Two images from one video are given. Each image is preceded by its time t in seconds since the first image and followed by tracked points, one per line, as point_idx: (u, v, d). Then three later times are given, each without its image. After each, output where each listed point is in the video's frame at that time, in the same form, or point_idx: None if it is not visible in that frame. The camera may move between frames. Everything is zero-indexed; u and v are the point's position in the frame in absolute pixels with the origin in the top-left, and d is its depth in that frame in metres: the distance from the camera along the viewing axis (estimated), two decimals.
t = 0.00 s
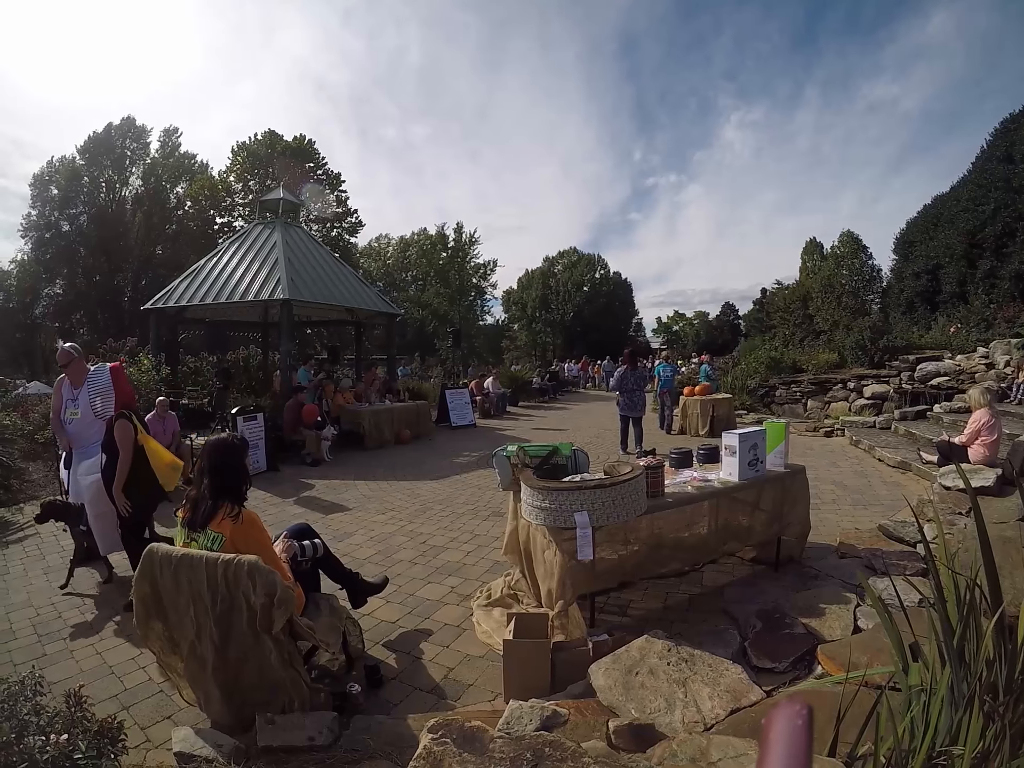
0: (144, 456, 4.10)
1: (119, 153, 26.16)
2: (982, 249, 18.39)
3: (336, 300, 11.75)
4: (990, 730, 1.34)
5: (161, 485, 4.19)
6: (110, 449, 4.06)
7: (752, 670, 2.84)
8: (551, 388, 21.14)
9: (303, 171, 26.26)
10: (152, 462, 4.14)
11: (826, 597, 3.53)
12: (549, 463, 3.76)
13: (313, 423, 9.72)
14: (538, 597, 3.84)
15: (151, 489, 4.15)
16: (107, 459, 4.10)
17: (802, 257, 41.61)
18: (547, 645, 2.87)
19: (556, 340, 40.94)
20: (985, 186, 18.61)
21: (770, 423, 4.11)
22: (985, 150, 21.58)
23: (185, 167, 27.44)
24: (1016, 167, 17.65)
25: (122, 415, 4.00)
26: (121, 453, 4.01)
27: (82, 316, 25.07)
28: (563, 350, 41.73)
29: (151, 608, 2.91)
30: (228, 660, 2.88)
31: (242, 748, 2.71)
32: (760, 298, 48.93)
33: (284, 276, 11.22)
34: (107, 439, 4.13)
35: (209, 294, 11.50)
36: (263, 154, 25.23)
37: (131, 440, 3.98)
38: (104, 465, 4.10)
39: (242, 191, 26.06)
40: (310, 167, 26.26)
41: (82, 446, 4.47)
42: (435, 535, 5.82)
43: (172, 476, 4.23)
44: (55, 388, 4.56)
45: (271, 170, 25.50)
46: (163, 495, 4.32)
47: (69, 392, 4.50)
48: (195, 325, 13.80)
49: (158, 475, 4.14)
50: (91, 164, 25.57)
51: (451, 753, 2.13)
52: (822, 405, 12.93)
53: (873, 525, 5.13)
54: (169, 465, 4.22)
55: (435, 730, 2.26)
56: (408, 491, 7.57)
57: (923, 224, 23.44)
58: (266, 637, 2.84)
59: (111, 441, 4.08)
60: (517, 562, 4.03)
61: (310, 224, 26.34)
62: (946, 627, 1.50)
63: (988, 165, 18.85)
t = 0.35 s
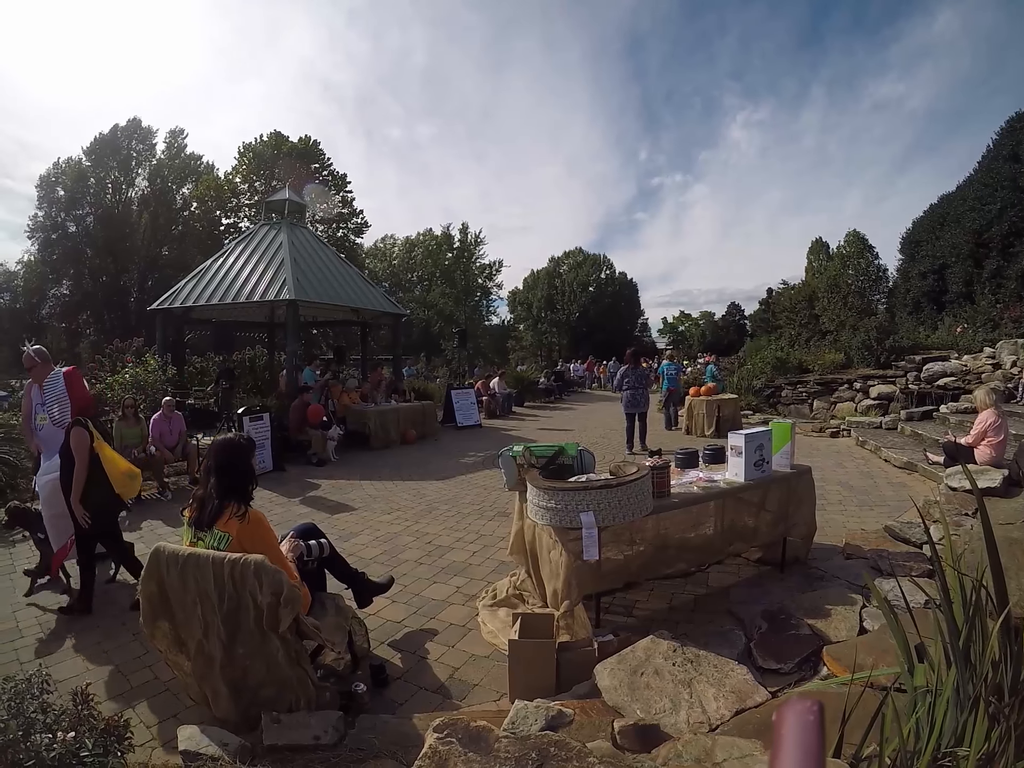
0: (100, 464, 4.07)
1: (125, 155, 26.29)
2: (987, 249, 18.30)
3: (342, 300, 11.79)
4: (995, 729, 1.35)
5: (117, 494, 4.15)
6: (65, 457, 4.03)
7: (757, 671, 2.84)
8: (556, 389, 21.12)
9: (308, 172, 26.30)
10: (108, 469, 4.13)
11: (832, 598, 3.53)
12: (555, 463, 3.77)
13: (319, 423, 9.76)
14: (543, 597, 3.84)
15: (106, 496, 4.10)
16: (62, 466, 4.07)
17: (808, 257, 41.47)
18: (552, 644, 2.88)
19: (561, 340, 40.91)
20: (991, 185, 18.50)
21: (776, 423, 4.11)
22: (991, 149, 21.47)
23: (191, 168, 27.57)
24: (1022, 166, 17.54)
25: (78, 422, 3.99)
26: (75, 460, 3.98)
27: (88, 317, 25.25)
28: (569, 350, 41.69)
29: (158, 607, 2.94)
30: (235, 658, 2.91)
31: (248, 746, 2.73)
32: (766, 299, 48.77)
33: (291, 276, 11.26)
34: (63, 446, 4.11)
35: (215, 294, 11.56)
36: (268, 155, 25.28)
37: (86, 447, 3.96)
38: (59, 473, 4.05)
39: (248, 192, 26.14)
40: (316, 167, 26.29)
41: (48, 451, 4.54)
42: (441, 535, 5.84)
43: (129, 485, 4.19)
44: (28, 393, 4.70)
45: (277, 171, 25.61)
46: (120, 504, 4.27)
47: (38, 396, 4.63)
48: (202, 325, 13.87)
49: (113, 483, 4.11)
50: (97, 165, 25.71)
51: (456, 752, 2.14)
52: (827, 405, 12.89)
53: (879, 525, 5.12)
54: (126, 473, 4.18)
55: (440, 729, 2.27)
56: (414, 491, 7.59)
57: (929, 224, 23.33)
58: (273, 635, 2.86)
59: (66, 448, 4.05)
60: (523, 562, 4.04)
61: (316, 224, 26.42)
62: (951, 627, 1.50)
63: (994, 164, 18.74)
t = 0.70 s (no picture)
0: (52, 469, 4.08)
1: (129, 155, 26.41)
2: (993, 248, 18.19)
3: (346, 299, 11.80)
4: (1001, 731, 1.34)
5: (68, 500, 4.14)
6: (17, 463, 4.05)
7: (761, 671, 2.84)
8: (561, 388, 21.09)
9: (312, 172, 26.31)
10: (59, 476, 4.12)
11: (837, 598, 3.51)
12: (559, 463, 3.76)
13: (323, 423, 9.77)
14: (547, 597, 3.84)
15: (57, 504, 4.12)
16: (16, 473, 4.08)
17: (813, 257, 41.28)
18: (556, 645, 2.87)
19: (565, 340, 40.87)
20: (997, 184, 18.38)
21: (780, 423, 4.09)
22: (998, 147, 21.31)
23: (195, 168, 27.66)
24: None
25: (28, 426, 4.00)
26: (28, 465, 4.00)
27: (93, 317, 25.42)
28: (573, 350, 41.65)
29: (162, 606, 2.95)
30: (240, 657, 2.92)
31: (252, 746, 2.74)
32: (771, 298, 48.59)
33: (295, 277, 11.28)
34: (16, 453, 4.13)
35: (220, 294, 11.59)
36: (272, 155, 25.34)
37: (37, 451, 3.97)
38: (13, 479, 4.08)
39: (252, 192, 26.19)
40: (320, 167, 26.33)
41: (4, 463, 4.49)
42: (445, 534, 5.84)
43: (80, 492, 4.18)
44: None
45: (281, 171, 25.65)
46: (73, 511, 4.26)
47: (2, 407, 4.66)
48: (206, 325, 13.91)
49: (65, 488, 4.12)
50: (102, 166, 25.84)
51: (459, 752, 2.14)
52: (832, 405, 12.84)
53: (884, 526, 5.10)
54: (78, 480, 4.18)
55: (444, 729, 2.27)
56: (418, 491, 7.59)
57: (935, 223, 23.21)
58: (278, 635, 2.87)
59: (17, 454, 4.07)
60: (527, 561, 4.04)
61: (320, 224, 26.46)
62: (958, 629, 1.49)
63: (1001, 162, 18.61)
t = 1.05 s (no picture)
0: None
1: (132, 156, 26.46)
2: (995, 248, 18.14)
3: (347, 300, 11.80)
4: (1001, 737, 1.32)
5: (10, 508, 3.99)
6: None
7: (761, 673, 2.82)
8: (562, 388, 21.08)
9: (314, 172, 26.32)
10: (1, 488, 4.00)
11: (838, 599, 3.49)
12: (560, 463, 3.75)
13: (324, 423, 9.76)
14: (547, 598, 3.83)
15: None
16: None
17: (815, 256, 41.21)
18: (556, 646, 2.86)
19: (567, 340, 40.84)
20: (1000, 183, 18.32)
21: (782, 423, 4.08)
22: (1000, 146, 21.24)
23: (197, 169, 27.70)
24: None
25: None
26: None
27: (95, 317, 25.52)
28: (575, 349, 41.61)
29: (162, 606, 2.94)
30: (239, 657, 2.91)
31: (251, 746, 2.74)
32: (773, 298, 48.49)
33: (297, 277, 11.28)
34: None
35: (222, 294, 11.61)
36: (274, 155, 25.36)
37: None
38: None
39: (254, 193, 26.23)
40: (321, 167, 26.34)
41: None
42: (446, 535, 5.84)
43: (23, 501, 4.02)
44: None
45: (283, 171, 25.65)
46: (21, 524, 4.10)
47: None
48: (207, 325, 13.93)
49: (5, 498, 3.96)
50: (105, 167, 25.90)
51: (455, 754, 2.13)
52: (835, 405, 12.80)
53: (886, 527, 5.07)
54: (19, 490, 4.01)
55: (440, 731, 2.26)
56: (419, 491, 7.59)
57: (937, 222, 23.14)
58: (277, 635, 2.86)
59: None
60: (527, 562, 4.02)
61: (322, 224, 26.47)
62: (958, 632, 1.47)
63: (1004, 161, 18.53)
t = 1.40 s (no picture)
0: None
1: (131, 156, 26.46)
2: (994, 248, 18.12)
3: (345, 300, 11.79)
4: (991, 743, 1.30)
5: None
6: None
7: (755, 675, 2.80)
8: (561, 389, 21.08)
9: (313, 172, 26.32)
10: None
11: (833, 601, 3.47)
12: (553, 464, 3.73)
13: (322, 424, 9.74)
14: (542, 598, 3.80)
15: None
16: None
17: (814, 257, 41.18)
18: (549, 647, 2.84)
19: (566, 340, 40.83)
20: (999, 183, 18.29)
21: (777, 424, 4.05)
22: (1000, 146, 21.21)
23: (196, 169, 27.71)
24: None
25: None
26: None
27: (95, 317, 25.53)
28: (574, 350, 41.60)
29: (156, 606, 2.92)
30: (233, 656, 2.89)
31: (243, 745, 2.72)
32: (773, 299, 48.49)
33: (295, 277, 11.27)
34: None
35: (220, 294, 11.60)
36: (273, 156, 25.34)
37: None
38: None
39: (253, 193, 26.23)
40: (320, 168, 26.33)
41: None
42: (442, 535, 5.82)
43: None
44: None
45: (282, 171, 25.65)
46: None
47: None
48: (206, 326, 13.92)
49: None
50: (104, 167, 25.91)
51: (445, 754, 2.11)
52: (833, 405, 12.78)
53: (882, 527, 5.05)
54: None
55: (430, 731, 2.24)
56: (415, 491, 7.58)
57: (937, 223, 23.12)
58: (270, 635, 2.83)
59: None
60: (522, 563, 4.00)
61: (321, 224, 26.46)
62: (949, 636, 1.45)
63: (1003, 161, 18.51)
